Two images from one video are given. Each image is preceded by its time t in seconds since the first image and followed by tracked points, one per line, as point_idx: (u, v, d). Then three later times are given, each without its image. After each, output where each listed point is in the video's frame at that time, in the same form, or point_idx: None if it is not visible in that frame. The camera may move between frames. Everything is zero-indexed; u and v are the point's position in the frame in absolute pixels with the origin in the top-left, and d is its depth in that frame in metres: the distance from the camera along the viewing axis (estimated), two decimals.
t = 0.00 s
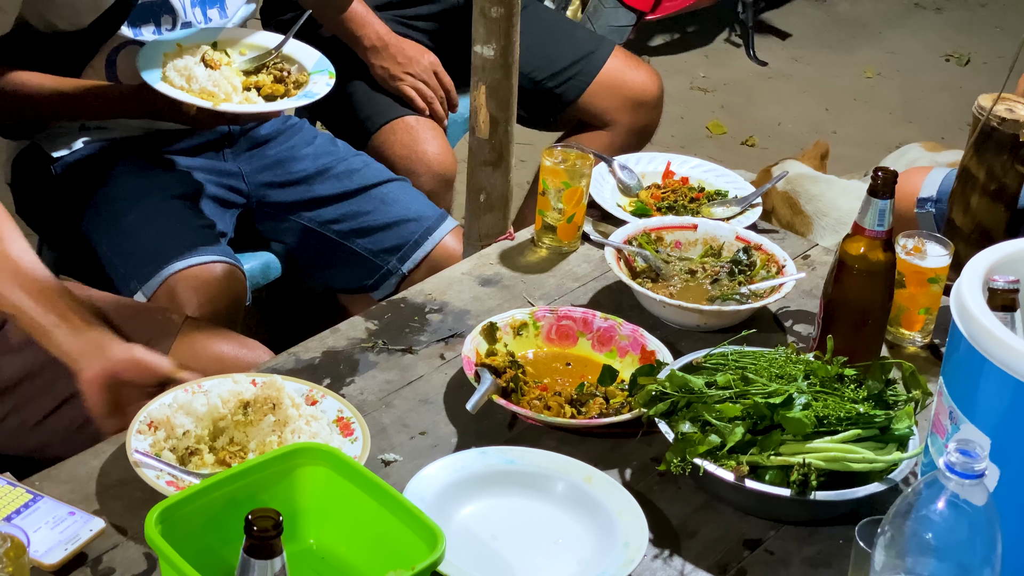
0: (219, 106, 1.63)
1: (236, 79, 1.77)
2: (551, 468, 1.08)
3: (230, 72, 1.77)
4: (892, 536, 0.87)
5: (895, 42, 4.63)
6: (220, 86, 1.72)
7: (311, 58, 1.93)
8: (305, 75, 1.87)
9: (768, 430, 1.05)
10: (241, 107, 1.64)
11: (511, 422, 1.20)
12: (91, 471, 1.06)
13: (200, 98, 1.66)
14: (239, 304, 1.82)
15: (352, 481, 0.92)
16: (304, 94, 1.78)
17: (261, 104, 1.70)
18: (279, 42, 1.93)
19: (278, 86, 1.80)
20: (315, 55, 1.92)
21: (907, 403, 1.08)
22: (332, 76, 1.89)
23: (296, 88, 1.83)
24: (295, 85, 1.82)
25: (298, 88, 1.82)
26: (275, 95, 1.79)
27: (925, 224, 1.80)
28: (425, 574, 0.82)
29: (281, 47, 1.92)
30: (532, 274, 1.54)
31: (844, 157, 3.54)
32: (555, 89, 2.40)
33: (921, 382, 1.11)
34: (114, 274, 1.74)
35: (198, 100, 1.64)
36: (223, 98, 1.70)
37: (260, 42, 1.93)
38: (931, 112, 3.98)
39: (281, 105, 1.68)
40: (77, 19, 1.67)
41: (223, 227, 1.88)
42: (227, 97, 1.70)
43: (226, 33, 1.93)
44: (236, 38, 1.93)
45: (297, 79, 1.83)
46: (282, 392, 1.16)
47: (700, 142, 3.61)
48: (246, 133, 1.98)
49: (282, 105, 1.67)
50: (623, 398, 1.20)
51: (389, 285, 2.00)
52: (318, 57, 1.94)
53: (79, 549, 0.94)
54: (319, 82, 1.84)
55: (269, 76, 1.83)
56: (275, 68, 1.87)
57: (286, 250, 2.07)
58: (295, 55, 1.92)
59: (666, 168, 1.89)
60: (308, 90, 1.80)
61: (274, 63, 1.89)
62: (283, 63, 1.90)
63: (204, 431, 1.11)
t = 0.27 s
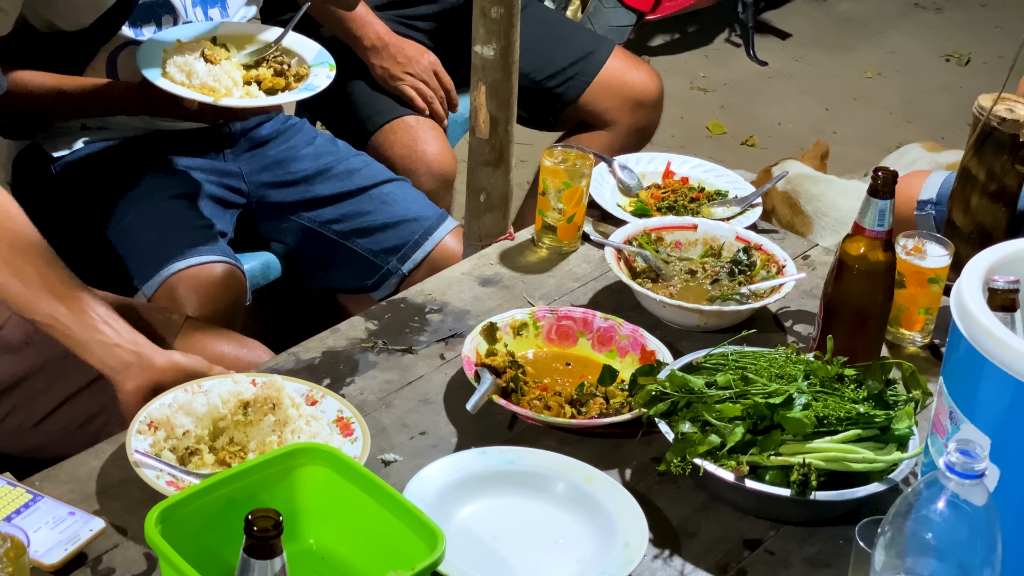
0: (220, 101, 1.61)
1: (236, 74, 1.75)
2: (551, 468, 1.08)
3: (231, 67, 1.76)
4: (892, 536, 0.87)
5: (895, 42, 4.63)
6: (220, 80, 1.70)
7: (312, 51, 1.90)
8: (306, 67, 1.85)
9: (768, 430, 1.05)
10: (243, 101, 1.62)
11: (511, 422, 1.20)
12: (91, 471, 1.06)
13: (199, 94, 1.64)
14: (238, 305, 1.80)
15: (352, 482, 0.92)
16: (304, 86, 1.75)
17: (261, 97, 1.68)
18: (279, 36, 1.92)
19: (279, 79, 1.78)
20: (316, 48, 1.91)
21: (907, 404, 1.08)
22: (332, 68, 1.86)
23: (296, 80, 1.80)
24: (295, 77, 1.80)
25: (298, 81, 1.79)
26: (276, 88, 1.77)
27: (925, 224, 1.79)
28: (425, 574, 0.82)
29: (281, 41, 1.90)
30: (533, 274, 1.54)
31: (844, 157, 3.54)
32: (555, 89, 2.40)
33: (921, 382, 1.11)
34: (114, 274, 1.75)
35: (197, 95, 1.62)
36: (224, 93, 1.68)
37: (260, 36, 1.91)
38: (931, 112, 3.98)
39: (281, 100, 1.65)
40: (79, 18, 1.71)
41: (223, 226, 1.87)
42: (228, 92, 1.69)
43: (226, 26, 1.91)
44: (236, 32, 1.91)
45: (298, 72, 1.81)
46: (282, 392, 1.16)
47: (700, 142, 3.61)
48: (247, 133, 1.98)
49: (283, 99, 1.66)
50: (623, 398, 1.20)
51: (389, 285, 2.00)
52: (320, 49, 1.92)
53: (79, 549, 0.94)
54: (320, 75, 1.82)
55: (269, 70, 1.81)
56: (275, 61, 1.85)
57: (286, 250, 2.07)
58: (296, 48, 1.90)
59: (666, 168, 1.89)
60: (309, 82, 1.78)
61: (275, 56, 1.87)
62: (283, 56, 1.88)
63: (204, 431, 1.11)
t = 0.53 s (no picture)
0: (217, 98, 1.60)
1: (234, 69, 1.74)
2: (552, 468, 1.08)
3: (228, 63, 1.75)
4: (892, 536, 0.87)
5: (895, 42, 4.63)
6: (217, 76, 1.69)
7: (310, 44, 1.89)
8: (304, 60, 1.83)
9: (768, 430, 1.05)
10: (241, 99, 1.61)
11: (511, 422, 1.20)
12: (91, 471, 1.06)
13: (197, 90, 1.63)
14: (238, 304, 1.81)
15: (352, 482, 0.92)
16: (302, 81, 1.74)
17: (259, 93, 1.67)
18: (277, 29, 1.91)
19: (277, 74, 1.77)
20: (314, 41, 1.90)
21: (908, 404, 1.08)
22: (331, 61, 1.85)
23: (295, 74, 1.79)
24: (293, 71, 1.79)
25: (297, 75, 1.78)
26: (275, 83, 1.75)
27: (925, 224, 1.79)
28: (425, 574, 0.82)
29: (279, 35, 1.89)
30: (533, 273, 1.54)
31: (844, 157, 3.54)
32: (555, 89, 2.40)
33: (921, 382, 1.11)
34: (116, 271, 1.79)
35: (194, 91, 1.61)
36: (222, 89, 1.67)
37: (258, 32, 1.90)
38: (931, 112, 3.98)
39: (279, 95, 1.64)
40: (81, 19, 1.73)
41: (223, 226, 1.88)
42: (226, 89, 1.67)
43: (223, 22, 1.90)
44: (233, 27, 1.90)
45: (296, 66, 1.79)
46: (282, 392, 1.16)
47: (700, 142, 3.61)
48: (247, 134, 1.98)
49: (281, 94, 1.65)
50: (623, 398, 1.20)
51: (389, 285, 2.00)
52: (318, 42, 1.90)
53: (79, 549, 0.94)
54: (319, 68, 1.81)
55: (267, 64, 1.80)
56: (273, 55, 1.83)
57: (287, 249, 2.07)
58: (294, 42, 1.88)
59: (666, 168, 1.89)
60: (307, 77, 1.76)
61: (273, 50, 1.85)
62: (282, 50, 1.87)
63: (204, 431, 1.11)
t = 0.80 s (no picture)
0: (217, 102, 1.60)
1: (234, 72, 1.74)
2: (551, 468, 1.08)
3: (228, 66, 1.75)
4: (892, 536, 0.87)
5: (895, 42, 4.63)
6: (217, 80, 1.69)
7: (310, 48, 1.89)
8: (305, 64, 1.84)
9: (768, 430, 1.05)
10: (240, 103, 1.61)
11: (511, 422, 1.20)
12: (91, 471, 1.06)
13: (196, 93, 1.63)
14: (238, 304, 1.82)
15: (352, 482, 0.92)
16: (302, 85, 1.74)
17: (259, 97, 1.67)
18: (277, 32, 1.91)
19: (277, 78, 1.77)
20: (314, 45, 1.90)
21: (908, 403, 1.08)
22: (331, 65, 1.85)
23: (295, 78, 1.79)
24: (293, 74, 1.79)
25: (297, 79, 1.78)
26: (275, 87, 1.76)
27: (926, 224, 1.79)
28: (425, 574, 0.82)
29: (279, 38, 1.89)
30: (533, 273, 1.54)
31: (844, 157, 3.54)
32: (555, 89, 2.40)
33: (921, 382, 1.11)
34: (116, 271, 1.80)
35: (193, 95, 1.61)
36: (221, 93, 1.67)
37: (258, 34, 1.90)
38: (931, 112, 3.98)
39: (278, 100, 1.65)
40: (79, 21, 1.73)
41: (223, 227, 1.88)
42: (226, 93, 1.68)
43: (223, 24, 1.90)
44: (233, 29, 1.90)
45: (296, 69, 1.79)
46: (282, 392, 1.16)
47: (700, 142, 3.61)
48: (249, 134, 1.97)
49: (281, 98, 1.65)
50: (623, 397, 1.20)
51: (390, 285, 2.00)
52: (318, 45, 1.91)
53: (79, 549, 0.94)
54: (319, 72, 1.80)
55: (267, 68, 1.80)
56: (273, 59, 1.84)
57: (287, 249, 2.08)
58: (294, 45, 1.88)
59: (666, 168, 1.89)
60: (307, 81, 1.76)
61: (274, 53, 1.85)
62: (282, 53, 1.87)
63: (204, 431, 1.11)
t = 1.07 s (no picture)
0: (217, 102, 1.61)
1: (234, 71, 1.75)
2: (551, 468, 1.08)
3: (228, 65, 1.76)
4: (892, 536, 0.87)
5: (895, 42, 4.63)
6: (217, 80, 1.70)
7: (311, 45, 1.89)
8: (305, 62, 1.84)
9: (768, 430, 1.05)
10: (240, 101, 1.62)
11: (511, 422, 1.20)
12: (91, 471, 1.06)
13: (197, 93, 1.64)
14: (239, 304, 1.81)
15: (352, 482, 0.92)
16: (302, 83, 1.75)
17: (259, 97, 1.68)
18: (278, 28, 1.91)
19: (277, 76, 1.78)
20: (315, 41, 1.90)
21: (907, 403, 1.08)
22: (332, 62, 1.85)
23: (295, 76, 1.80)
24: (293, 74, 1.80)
25: (297, 76, 1.80)
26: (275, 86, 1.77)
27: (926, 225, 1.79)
28: (425, 574, 0.82)
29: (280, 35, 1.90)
30: (533, 274, 1.54)
31: (844, 157, 3.54)
32: (555, 89, 2.40)
33: (921, 382, 1.11)
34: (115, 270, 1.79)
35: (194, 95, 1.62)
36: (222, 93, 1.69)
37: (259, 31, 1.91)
38: (931, 112, 3.98)
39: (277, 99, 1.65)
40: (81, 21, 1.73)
41: (223, 227, 1.88)
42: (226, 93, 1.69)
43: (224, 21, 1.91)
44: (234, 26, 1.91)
45: (296, 67, 1.81)
46: (282, 392, 1.16)
47: (700, 142, 3.61)
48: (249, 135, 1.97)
49: (281, 97, 1.66)
50: (623, 397, 1.20)
51: (390, 286, 2.00)
52: (319, 42, 1.91)
53: (79, 549, 0.94)
54: (319, 69, 1.82)
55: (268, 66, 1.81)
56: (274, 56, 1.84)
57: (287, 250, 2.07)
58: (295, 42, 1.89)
59: (666, 168, 1.89)
60: (307, 79, 1.77)
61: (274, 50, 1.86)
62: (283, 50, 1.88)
63: (204, 431, 1.11)
